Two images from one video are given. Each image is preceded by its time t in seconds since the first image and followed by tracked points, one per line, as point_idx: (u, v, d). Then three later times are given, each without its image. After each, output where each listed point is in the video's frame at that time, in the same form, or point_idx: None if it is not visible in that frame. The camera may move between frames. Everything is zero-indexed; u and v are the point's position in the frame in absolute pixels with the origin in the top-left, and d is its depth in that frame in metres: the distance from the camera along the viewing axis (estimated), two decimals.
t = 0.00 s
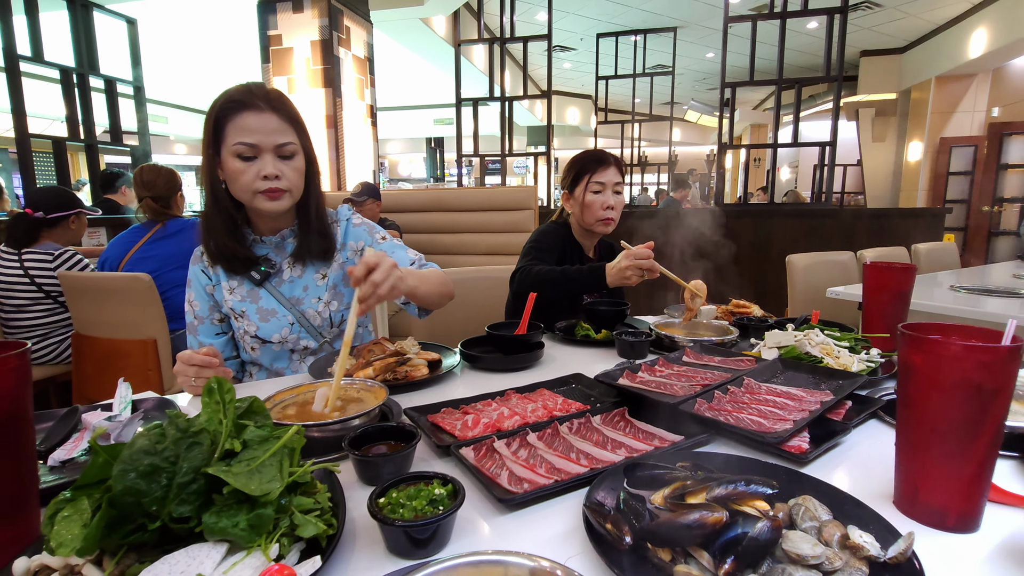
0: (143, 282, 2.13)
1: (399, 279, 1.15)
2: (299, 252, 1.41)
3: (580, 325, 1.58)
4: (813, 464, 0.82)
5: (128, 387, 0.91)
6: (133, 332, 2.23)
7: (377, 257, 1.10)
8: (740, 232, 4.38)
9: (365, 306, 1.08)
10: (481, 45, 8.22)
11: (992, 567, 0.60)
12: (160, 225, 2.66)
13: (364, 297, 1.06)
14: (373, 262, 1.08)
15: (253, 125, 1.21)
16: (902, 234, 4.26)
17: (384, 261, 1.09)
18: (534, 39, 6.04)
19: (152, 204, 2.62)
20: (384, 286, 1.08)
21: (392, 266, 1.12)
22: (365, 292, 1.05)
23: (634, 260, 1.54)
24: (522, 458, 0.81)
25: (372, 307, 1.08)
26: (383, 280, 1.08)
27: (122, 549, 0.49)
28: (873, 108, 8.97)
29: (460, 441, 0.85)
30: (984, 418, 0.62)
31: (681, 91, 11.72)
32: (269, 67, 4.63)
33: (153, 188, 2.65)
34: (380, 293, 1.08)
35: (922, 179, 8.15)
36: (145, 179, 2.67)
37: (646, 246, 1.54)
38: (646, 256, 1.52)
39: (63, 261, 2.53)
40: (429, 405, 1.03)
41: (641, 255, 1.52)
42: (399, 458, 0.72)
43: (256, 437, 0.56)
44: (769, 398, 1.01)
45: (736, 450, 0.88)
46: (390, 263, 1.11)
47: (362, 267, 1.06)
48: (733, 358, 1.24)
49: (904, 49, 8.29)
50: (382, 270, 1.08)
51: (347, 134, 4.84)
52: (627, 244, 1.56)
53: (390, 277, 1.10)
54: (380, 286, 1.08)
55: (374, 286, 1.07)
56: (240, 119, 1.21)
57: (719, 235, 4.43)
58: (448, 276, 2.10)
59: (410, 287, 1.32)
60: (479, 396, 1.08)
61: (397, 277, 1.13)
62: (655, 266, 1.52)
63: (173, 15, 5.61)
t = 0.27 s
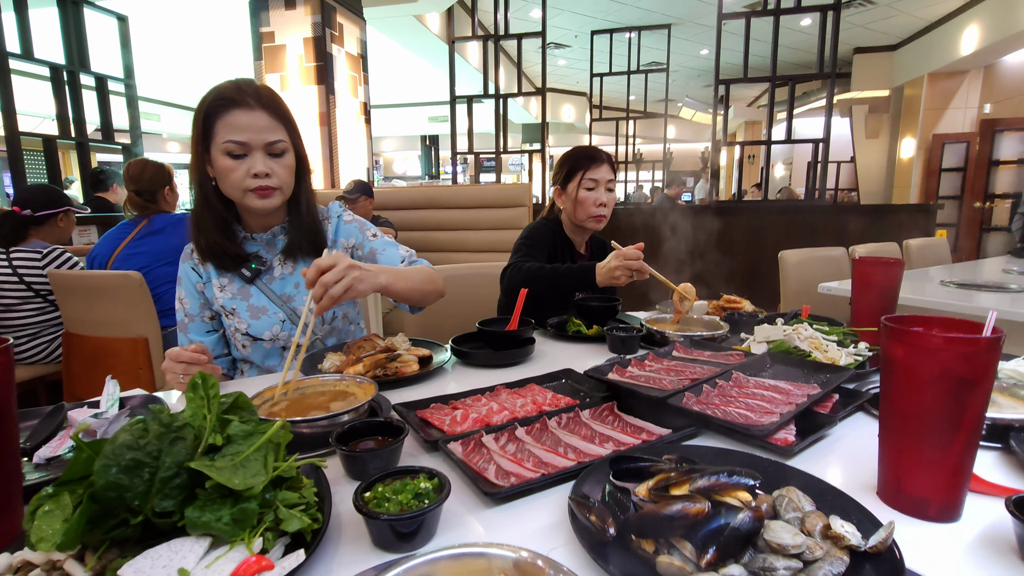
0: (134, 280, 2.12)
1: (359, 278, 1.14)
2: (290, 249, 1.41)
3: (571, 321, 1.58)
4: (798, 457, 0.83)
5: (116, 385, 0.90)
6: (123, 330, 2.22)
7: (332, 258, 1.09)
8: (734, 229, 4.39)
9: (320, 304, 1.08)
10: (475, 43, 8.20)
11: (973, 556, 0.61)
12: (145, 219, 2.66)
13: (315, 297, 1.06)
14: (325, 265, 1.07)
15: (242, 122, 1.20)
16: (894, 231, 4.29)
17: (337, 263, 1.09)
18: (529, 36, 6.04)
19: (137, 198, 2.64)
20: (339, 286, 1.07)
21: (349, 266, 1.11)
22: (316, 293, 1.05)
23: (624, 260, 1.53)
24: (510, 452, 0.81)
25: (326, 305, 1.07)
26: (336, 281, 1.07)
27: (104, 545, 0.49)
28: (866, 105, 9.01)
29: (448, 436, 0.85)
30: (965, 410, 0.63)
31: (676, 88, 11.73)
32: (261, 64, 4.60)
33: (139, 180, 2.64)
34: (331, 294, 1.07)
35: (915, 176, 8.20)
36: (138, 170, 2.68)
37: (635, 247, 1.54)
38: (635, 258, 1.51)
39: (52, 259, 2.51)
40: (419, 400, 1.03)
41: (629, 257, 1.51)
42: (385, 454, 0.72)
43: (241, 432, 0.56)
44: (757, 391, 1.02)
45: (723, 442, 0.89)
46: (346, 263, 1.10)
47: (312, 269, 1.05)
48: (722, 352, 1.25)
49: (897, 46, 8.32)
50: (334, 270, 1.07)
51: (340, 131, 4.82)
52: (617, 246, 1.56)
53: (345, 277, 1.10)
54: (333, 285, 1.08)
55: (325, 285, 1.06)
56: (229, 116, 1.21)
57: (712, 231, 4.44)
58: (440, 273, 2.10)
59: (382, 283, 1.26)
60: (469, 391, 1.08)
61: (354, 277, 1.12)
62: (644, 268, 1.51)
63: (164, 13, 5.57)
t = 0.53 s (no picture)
0: (128, 278, 2.10)
1: (348, 307, 1.12)
2: (283, 245, 1.41)
3: (566, 316, 1.58)
4: (789, 448, 0.83)
5: (107, 380, 0.89)
6: (117, 329, 2.21)
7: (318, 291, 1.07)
8: (730, 226, 4.40)
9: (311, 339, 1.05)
10: (471, 40, 8.19)
11: (961, 544, 0.62)
12: (129, 215, 2.64)
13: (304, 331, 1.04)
14: (311, 298, 1.06)
15: (235, 114, 1.20)
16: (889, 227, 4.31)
17: (324, 295, 1.07)
18: (525, 34, 6.03)
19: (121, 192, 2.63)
20: (327, 318, 1.05)
21: (335, 296, 1.09)
22: (305, 327, 1.03)
23: (618, 252, 1.55)
24: (502, 445, 0.81)
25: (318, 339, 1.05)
26: (323, 313, 1.05)
27: (93, 536, 0.49)
28: (861, 102, 9.04)
29: (441, 429, 0.85)
30: (954, 397, 0.63)
31: (672, 85, 11.74)
32: (255, 62, 4.58)
33: (126, 173, 2.66)
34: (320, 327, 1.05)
35: (910, 172, 8.23)
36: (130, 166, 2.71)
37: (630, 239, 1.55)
38: (629, 249, 1.53)
39: (45, 257, 2.49)
40: (412, 395, 1.03)
41: (623, 248, 1.52)
42: (377, 446, 0.72)
43: (230, 424, 0.56)
44: (749, 384, 1.03)
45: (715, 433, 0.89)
46: (333, 294, 1.08)
47: (299, 305, 1.04)
48: (715, 346, 1.26)
49: (892, 44, 8.35)
50: (320, 303, 1.05)
51: (335, 129, 4.81)
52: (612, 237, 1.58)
53: (333, 308, 1.07)
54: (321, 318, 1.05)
55: (312, 319, 1.04)
56: (222, 109, 1.20)
57: (708, 228, 4.45)
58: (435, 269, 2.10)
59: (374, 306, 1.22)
60: (463, 386, 1.08)
61: (343, 306, 1.09)
62: (637, 259, 1.52)
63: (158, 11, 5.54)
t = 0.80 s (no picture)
0: (124, 278, 2.09)
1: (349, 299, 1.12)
2: (281, 242, 1.43)
3: (562, 314, 1.59)
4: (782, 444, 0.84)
5: (104, 379, 0.89)
6: (114, 328, 2.21)
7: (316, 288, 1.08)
8: (727, 224, 4.41)
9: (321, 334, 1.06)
10: (468, 39, 8.18)
11: (952, 538, 0.62)
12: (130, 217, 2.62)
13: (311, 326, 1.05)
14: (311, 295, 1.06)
15: (267, 112, 1.26)
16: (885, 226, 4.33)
17: (322, 289, 1.07)
18: (522, 33, 6.02)
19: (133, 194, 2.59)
20: (329, 311, 1.05)
21: (334, 290, 1.09)
22: (311, 322, 1.04)
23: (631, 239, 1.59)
24: (498, 442, 0.81)
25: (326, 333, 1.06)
26: (326, 306, 1.05)
27: (90, 532, 0.49)
28: (858, 101, 9.05)
29: (437, 427, 0.85)
30: (945, 392, 0.64)
31: (669, 84, 11.75)
32: (252, 61, 4.57)
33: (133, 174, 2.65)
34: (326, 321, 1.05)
35: (906, 171, 8.25)
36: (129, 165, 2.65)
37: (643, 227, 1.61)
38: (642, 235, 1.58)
39: (40, 256, 2.49)
40: (408, 392, 1.04)
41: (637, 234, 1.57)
42: (372, 444, 0.73)
43: (226, 421, 0.56)
44: (743, 380, 1.03)
45: (709, 430, 0.90)
46: (331, 288, 1.09)
47: (300, 303, 1.05)
48: (710, 343, 1.27)
49: (888, 43, 8.37)
50: (321, 298, 1.05)
51: (333, 128, 4.81)
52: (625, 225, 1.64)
53: (335, 301, 1.08)
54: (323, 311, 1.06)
55: (316, 313, 1.04)
56: (253, 106, 1.25)
57: (705, 227, 4.47)
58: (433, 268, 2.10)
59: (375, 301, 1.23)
60: (459, 383, 1.09)
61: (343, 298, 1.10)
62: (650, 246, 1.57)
63: (154, 10, 5.53)
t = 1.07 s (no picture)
0: (125, 277, 2.12)
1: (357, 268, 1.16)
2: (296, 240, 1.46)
3: (562, 314, 1.59)
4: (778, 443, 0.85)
5: (107, 379, 0.89)
6: (114, 328, 2.21)
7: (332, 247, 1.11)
8: (726, 224, 4.42)
9: (322, 296, 1.07)
10: (467, 40, 8.19)
11: (944, 535, 0.63)
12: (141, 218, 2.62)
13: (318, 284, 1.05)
14: (326, 254, 1.08)
15: (298, 112, 1.30)
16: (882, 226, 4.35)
17: (337, 252, 1.10)
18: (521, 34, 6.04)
19: (152, 196, 2.61)
20: (340, 274, 1.08)
21: (347, 256, 1.12)
22: (320, 281, 1.05)
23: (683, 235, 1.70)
24: (498, 441, 0.82)
25: (329, 295, 1.07)
26: (338, 268, 1.08)
27: (96, 530, 0.51)
28: (856, 101, 9.07)
29: (438, 426, 0.86)
30: (938, 391, 0.65)
31: (668, 84, 11.77)
32: (251, 61, 4.57)
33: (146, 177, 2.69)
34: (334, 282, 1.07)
35: (905, 171, 8.27)
36: (139, 170, 2.68)
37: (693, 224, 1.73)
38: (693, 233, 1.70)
39: (40, 256, 2.50)
40: (408, 393, 1.05)
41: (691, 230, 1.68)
42: (375, 442, 0.73)
43: (229, 421, 0.57)
44: (741, 380, 1.05)
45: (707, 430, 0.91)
46: (345, 252, 1.12)
47: (313, 261, 1.06)
48: (708, 343, 1.28)
49: (886, 43, 8.39)
50: (336, 259, 1.08)
51: (332, 128, 4.81)
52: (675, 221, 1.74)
53: (345, 265, 1.11)
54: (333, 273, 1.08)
55: (327, 273, 1.06)
56: (286, 105, 1.28)
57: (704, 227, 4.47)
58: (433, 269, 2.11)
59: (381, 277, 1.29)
60: (459, 383, 1.09)
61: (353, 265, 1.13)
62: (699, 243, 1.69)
63: (153, 10, 5.53)
